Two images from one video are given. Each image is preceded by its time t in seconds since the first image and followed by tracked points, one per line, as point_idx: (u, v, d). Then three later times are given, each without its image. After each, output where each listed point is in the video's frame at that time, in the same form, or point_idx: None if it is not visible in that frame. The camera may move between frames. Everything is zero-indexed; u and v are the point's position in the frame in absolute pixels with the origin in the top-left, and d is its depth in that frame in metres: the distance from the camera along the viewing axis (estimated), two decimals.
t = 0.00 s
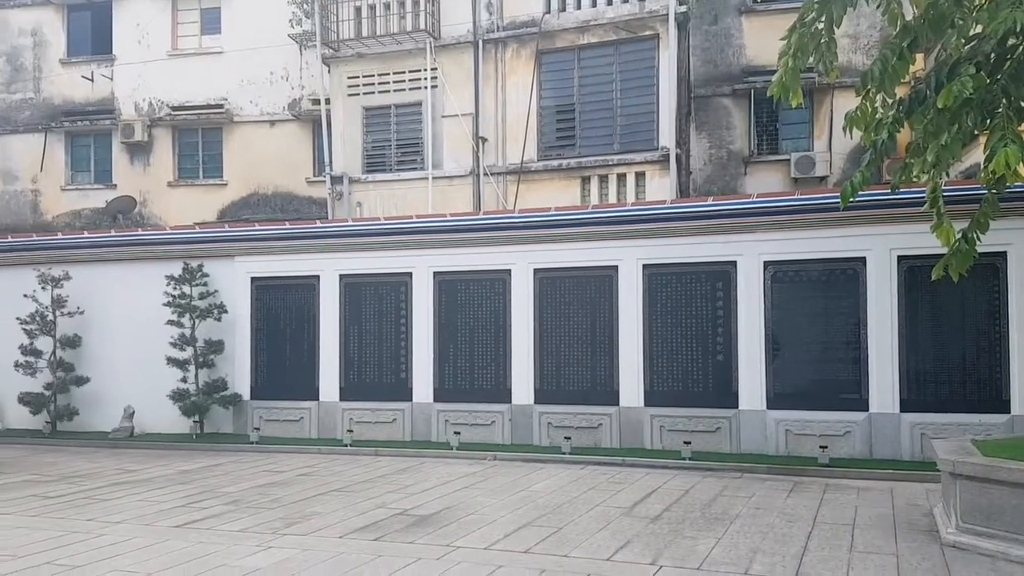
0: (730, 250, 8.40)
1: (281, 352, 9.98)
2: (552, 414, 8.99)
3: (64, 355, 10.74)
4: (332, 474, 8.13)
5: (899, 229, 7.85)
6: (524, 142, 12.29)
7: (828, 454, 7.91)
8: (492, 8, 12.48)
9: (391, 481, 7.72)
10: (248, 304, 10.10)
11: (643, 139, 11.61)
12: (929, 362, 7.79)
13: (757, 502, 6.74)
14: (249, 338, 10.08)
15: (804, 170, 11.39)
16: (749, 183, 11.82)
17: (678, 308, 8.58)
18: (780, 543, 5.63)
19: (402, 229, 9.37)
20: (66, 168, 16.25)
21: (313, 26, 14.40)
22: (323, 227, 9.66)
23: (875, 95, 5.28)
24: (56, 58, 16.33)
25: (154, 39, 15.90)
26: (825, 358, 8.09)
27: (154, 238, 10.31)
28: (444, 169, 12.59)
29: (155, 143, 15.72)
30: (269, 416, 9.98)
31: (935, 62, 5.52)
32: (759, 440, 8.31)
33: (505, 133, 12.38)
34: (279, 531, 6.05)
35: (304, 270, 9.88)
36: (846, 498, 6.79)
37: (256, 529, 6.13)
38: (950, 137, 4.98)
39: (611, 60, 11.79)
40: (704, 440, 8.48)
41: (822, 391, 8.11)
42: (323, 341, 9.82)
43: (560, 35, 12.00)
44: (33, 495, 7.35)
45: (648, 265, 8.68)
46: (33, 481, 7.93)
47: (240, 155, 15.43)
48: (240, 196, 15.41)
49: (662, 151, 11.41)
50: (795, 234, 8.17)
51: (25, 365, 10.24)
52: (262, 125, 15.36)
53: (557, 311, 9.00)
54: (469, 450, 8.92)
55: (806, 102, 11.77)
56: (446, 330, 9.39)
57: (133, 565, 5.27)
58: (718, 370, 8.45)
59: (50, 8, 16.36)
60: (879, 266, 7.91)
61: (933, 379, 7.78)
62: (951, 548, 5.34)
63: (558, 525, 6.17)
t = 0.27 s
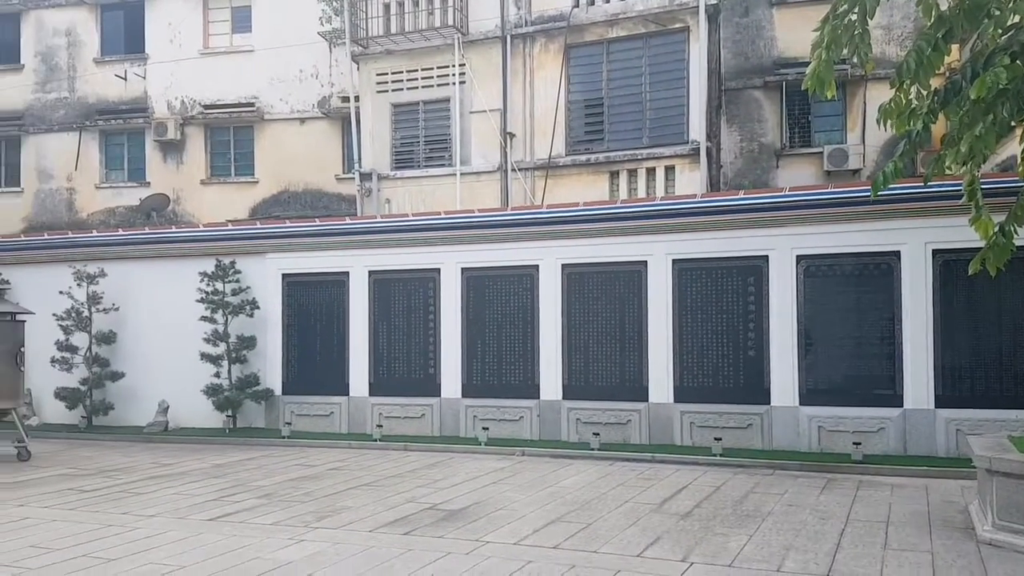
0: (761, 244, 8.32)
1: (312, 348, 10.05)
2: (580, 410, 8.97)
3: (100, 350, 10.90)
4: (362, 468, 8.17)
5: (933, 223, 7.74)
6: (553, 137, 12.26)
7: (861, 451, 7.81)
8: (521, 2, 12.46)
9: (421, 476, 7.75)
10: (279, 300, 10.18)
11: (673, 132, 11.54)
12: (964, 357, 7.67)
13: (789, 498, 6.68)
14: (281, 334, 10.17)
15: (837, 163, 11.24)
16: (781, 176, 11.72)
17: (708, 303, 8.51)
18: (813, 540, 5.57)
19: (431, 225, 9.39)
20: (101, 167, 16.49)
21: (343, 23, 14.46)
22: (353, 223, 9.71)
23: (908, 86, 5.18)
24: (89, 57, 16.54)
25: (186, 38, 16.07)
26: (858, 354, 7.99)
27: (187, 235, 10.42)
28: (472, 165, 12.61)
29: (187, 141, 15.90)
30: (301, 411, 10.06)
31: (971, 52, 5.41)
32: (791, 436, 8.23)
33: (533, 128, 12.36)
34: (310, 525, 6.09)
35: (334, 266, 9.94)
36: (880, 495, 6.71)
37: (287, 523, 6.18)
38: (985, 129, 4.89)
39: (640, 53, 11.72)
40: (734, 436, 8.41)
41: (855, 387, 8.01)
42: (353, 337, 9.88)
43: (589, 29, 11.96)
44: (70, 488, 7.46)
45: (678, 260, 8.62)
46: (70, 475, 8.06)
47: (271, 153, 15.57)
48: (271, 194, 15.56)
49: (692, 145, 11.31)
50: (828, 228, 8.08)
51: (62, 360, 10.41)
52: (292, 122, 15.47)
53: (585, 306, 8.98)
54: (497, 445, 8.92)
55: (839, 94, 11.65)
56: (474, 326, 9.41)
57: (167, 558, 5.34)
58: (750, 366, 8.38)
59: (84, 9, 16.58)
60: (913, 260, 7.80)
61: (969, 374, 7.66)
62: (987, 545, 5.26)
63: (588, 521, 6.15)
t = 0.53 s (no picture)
0: (801, 240, 8.21)
1: (348, 344, 10.12)
2: (616, 407, 8.92)
3: (142, 346, 11.09)
4: (399, 463, 8.22)
5: (978, 217, 7.59)
6: (588, 132, 12.23)
7: (904, 450, 7.69)
8: None
9: (456, 472, 7.77)
10: (316, 297, 10.27)
11: (711, 126, 11.42)
12: (1010, 355, 7.53)
13: (829, 497, 6.59)
14: (318, 330, 10.26)
15: (879, 157, 11.10)
16: (822, 170, 11.57)
17: (747, 300, 8.43)
18: (854, 539, 5.49)
19: (467, 222, 9.41)
20: (143, 166, 16.78)
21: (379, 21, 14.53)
22: (390, 220, 9.76)
23: (952, 78, 5.06)
24: (131, 58, 16.81)
25: (225, 38, 16.27)
26: (901, 351, 7.86)
27: (227, 232, 10.56)
28: (507, 161, 12.61)
29: (227, 140, 16.10)
30: (338, 407, 10.15)
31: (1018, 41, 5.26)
32: (831, 434, 8.12)
33: (569, 124, 12.34)
34: (347, 519, 6.13)
35: (370, 263, 10.00)
36: (922, 494, 6.59)
37: (325, 517, 6.23)
38: None
39: (677, 47, 11.63)
40: (774, 434, 8.31)
41: (898, 385, 7.87)
42: (389, 333, 9.93)
43: (625, 23, 11.90)
44: (113, 482, 7.59)
45: (716, 256, 8.54)
46: (113, 469, 8.19)
47: (308, 151, 15.72)
48: (309, 192, 15.71)
49: (730, 139, 11.19)
50: (869, 223, 7.95)
51: (106, 356, 10.60)
52: (329, 121, 15.59)
53: (621, 303, 8.93)
54: (533, 442, 8.91)
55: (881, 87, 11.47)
56: (509, 323, 9.40)
57: (208, 550, 5.41)
58: (789, 363, 8.28)
59: (125, 10, 16.85)
60: (958, 255, 7.66)
61: (1015, 372, 7.51)
62: None
63: (624, 518, 6.13)
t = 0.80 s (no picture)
0: (839, 231, 8.11)
1: (382, 337, 10.19)
2: (650, 401, 8.89)
3: (181, 339, 11.26)
4: (433, 456, 8.26)
5: (1021, 208, 7.44)
6: (622, 124, 12.17)
7: (944, 444, 7.56)
8: None
9: (490, 464, 7.79)
10: (351, 291, 10.34)
11: (747, 117, 11.32)
12: None
13: (867, 492, 6.51)
14: (353, 323, 10.33)
15: (919, 147, 10.94)
16: (860, 161, 11.41)
17: (784, 292, 8.34)
18: (893, 534, 5.42)
19: (500, 215, 9.43)
20: (181, 162, 17.01)
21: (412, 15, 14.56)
22: (424, 213, 9.81)
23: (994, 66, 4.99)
24: (169, 54, 17.03)
25: (261, 34, 16.42)
26: (941, 344, 7.73)
27: (263, 226, 10.68)
28: (540, 154, 12.60)
29: (263, 136, 16.27)
30: (372, 399, 10.21)
31: None
32: (869, 429, 8.01)
33: (602, 116, 12.28)
34: (382, 511, 6.18)
35: (404, 256, 10.05)
36: (963, 489, 6.48)
37: (361, 508, 6.28)
38: None
39: (712, 38, 11.52)
40: (811, 428, 8.22)
41: (938, 378, 7.75)
42: (422, 326, 9.98)
43: (659, 14, 11.82)
44: (154, 472, 7.72)
45: (752, 248, 8.45)
46: (153, 460, 8.33)
47: (342, 146, 15.82)
48: (343, 186, 15.82)
49: (767, 130, 11.10)
50: (908, 214, 7.83)
51: (146, 349, 10.78)
52: (363, 115, 15.67)
53: (656, 296, 8.88)
54: (566, 435, 8.90)
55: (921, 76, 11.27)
56: (542, 316, 9.40)
57: (246, 540, 5.48)
58: (827, 356, 8.18)
59: (163, 7, 17.06)
60: (1000, 246, 7.50)
61: None
62: None
63: (659, 512, 6.10)
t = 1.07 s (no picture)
0: (874, 226, 7.99)
1: (413, 334, 10.22)
2: (681, 398, 8.82)
3: (215, 336, 11.38)
4: (462, 452, 8.27)
5: None
6: (652, 119, 12.09)
7: (981, 442, 7.44)
8: None
9: (520, 461, 7.79)
10: (381, 288, 10.38)
11: (781, 110, 11.21)
12: None
13: (903, 490, 6.41)
14: (383, 319, 10.37)
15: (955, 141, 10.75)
16: (895, 154, 11.23)
17: (817, 288, 8.24)
18: (929, 533, 5.33)
19: (530, 212, 9.42)
20: (214, 161, 17.21)
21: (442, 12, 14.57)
22: (453, 210, 9.82)
23: None
24: (202, 54, 17.22)
25: (292, 33, 16.54)
26: (978, 340, 7.60)
27: (295, 224, 10.76)
28: (570, 150, 12.56)
29: (294, 134, 16.40)
30: (402, 396, 10.25)
31: None
32: (905, 427, 7.90)
33: (632, 113, 12.21)
34: (414, 506, 6.20)
35: (434, 253, 10.07)
36: (1002, 488, 6.37)
37: (392, 503, 6.30)
38: None
39: (745, 31, 11.44)
40: (845, 425, 8.12)
41: (975, 375, 7.62)
42: (452, 322, 10.00)
43: (691, 7, 11.73)
44: (188, 467, 7.81)
45: (785, 243, 8.36)
46: (187, 454, 8.43)
47: (373, 144, 15.89)
48: (373, 184, 15.90)
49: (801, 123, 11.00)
50: (944, 208, 7.70)
51: (181, 345, 10.91)
52: (393, 113, 15.72)
53: (687, 292, 8.81)
54: (596, 432, 8.87)
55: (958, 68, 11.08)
56: (572, 312, 9.37)
57: (279, 534, 5.53)
58: (861, 352, 8.07)
59: (195, 7, 17.25)
60: None
61: None
62: None
63: (691, 509, 6.06)
